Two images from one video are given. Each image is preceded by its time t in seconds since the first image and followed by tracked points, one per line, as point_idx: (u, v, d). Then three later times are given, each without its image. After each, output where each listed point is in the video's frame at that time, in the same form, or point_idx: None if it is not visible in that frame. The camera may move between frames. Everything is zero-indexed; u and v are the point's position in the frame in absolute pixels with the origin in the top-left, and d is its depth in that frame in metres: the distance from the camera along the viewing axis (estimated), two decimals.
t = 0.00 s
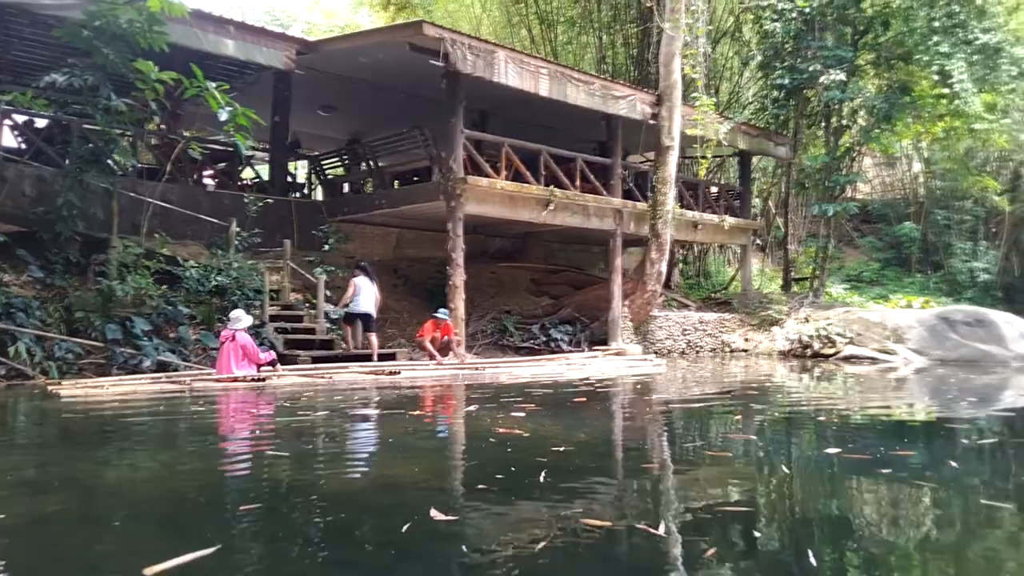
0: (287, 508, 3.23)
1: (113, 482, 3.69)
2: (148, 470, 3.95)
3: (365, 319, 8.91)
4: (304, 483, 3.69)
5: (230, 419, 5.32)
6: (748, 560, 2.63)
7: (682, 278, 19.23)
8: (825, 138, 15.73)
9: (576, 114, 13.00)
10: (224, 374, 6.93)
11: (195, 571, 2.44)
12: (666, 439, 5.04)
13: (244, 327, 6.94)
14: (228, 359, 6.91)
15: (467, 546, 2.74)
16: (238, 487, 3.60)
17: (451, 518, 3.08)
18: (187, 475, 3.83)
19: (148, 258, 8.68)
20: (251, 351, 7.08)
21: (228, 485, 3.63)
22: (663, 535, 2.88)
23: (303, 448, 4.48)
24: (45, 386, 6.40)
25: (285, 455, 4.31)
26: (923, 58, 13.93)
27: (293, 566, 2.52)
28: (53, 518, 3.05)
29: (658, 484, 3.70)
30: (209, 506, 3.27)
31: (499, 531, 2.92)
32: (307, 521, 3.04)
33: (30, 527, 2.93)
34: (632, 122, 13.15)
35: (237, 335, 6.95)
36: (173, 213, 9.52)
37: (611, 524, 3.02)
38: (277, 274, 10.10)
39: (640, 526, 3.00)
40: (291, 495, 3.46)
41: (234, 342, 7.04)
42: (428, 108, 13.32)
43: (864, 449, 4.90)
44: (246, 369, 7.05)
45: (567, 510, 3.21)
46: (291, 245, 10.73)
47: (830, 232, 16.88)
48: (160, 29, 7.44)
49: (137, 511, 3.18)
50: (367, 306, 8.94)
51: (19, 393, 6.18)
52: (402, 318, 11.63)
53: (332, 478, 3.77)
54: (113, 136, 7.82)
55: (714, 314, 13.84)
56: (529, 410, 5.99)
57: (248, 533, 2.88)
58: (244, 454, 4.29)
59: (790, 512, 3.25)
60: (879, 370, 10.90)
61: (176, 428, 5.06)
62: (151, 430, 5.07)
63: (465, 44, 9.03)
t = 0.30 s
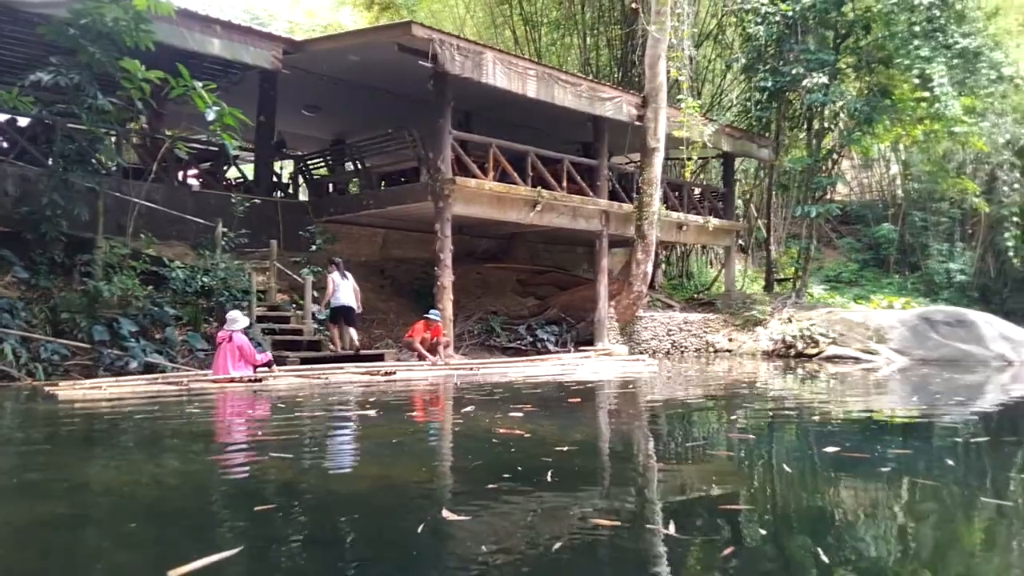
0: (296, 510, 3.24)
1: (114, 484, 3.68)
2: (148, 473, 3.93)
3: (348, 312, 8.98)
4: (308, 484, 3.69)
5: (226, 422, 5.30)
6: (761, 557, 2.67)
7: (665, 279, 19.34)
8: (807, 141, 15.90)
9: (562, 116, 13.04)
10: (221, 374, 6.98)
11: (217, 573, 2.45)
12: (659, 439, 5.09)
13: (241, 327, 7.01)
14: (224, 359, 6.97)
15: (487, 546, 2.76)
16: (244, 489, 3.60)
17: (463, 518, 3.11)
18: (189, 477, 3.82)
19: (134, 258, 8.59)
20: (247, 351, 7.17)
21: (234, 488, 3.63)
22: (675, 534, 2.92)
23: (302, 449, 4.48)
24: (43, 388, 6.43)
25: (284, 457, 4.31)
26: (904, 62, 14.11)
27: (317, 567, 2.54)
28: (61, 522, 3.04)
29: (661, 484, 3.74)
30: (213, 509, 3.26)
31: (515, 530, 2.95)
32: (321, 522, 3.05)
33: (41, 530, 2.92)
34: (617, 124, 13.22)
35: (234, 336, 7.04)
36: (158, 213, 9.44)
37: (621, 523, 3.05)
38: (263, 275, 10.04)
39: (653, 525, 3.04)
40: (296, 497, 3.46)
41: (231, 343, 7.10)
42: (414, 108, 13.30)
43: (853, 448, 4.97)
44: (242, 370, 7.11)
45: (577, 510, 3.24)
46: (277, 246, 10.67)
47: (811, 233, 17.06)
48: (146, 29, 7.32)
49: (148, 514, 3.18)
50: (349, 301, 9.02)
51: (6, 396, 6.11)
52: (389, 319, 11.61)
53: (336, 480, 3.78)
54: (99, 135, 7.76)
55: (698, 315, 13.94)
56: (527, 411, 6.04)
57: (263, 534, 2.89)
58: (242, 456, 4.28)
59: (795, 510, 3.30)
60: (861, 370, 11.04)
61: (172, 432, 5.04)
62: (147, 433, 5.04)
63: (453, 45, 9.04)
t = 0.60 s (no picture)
0: (306, 509, 3.25)
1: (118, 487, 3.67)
2: (152, 476, 3.92)
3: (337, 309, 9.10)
4: (315, 484, 3.70)
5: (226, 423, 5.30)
6: (774, 552, 2.73)
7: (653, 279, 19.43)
8: (794, 142, 16.03)
9: (552, 116, 13.07)
10: (223, 374, 7.06)
11: (242, 571, 2.47)
12: (654, 438, 5.12)
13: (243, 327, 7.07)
14: (225, 358, 7.05)
15: (508, 543, 2.80)
16: (252, 488, 3.61)
17: (477, 515, 3.14)
18: (192, 479, 3.82)
19: (124, 258, 8.55)
20: (249, 351, 7.19)
21: (240, 487, 3.63)
22: (688, 531, 2.97)
23: (303, 449, 4.49)
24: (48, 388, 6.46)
25: (285, 457, 4.31)
26: (890, 64, 14.29)
27: (341, 563, 2.56)
28: (72, 522, 3.04)
29: (665, 483, 3.78)
30: (219, 508, 3.26)
31: (531, 527, 2.99)
32: (336, 521, 3.07)
33: (51, 531, 2.92)
34: (607, 124, 13.28)
35: (236, 336, 7.05)
36: (148, 211, 9.38)
37: (633, 521, 3.10)
38: (254, 274, 10.01)
39: (666, 522, 3.09)
40: (303, 495, 3.47)
41: (233, 343, 7.17)
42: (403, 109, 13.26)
43: (845, 446, 5.03)
44: (244, 369, 7.18)
45: (587, 507, 3.29)
46: (267, 245, 10.64)
47: (798, 234, 17.20)
48: (137, 26, 7.26)
49: (163, 513, 3.18)
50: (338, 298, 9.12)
51: None
52: (380, 318, 11.60)
53: (343, 479, 3.79)
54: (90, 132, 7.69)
55: (687, 315, 14.02)
56: (526, 410, 6.07)
57: (281, 532, 2.91)
58: (243, 457, 4.28)
59: (802, 508, 3.36)
60: (848, 369, 11.16)
61: (172, 433, 5.04)
62: (147, 435, 5.03)
63: (446, 45, 9.05)
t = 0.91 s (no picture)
0: (318, 507, 3.27)
1: (123, 487, 3.67)
2: (156, 475, 3.93)
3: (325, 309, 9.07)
4: (323, 481, 3.73)
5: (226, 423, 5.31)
6: (784, 547, 2.79)
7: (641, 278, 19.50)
8: (783, 143, 16.15)
9: (543, 115, 13.09)
10: (226, 372, 7.15)
11: (267, 568, 2.51)
12: (649, 436, 5.16)
13: (245, 325, 7.11)
14: (228, 356, 7.14)
15: (529, 539, 2.84)
16: (260, 487, 3.63)
17: (491, 512, 3.19)
18: (197, 479, 3.82)
19: (115, 255, 8.51)
20: (252, 350, 7.27)
21: (245, 486, 3.65)
22: (699, 526, 3.03)
23: (304, 447, 4.51)
24: (49, 385, 6.54)
25: (285, 456, 4.32)
26: (877, 66, 14.41)
27: (363, 559, 2.60)
28: (84, 522, 3.05)
29: (668, 480, 3.83)
30: (225, 507, 3.28)
31: (546, 524, 3.03)
32: (352, 518, 3.10)
33: (60, 531, 2.93)
34: (598, 124, 13.33)
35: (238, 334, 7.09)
36: (138, 209, 9.32)
37: (643, 516, 3.15)
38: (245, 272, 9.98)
39: (677, 518, 3.15)
40: (309, 493, 3.49)
41: (235, 340, 7.27)
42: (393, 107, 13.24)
43: (838, 444, 5.08)
44: (247, 367, 7.26)
45: (595, 503, 3.34)
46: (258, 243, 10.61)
47: (786, 233, 17.31)
48: (129, 22, 7.21)
49: (178, 512, 3.21)
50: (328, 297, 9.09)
51: None
52: (370, 317, 11.59)
53: (350, 476, 3.81)
54: (80, 128, 7.62)
55: (676, 313, 14.10)
56: (522, 408, 6.10)
57: (297, 528, 2.95)
58: (243, 457, 4.30)
59: (807, 503, 3.43)
60: (836, 368, 11.26)
61: (171, 434, 5.04)
62: (147, 434, 5.03)
63: (439, 43, 9.06)
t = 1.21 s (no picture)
0: (330, 502, 3.31)
1: (129, 483, 3.68)
2: (161, 471, 3.94)
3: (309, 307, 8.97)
4: (329, 477, 3.76)
5: (226, 420, 5.33)
6: (790, 540, 2.86)
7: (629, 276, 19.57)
8: (770, 142, 16.25)
9: (534, 113, 13.12)
10: (228, 368, 7.30)
11: (297, 561, 2.57)
12: (644, 433, 5.21)
13: (246, 321, 7.29)
14: (230, 352, 7.30)
15: (544, 532, 2.91)
16: (268, 483, 3.66)
17: (503, 506, 3.25)
18: (203, 475, 3.84)
19: (104, 251, 8.45)
20: (253, 346, 7.43)
21: (250, 482, 3.67)
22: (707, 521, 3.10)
23: (305, 444, 4.53)
24: (49, 381, 6.61)
25: (285, 453, 4.33)
26: (864, 67, 14.53)
27: (383, 553, 2.66)
28: (97, 517, 3.08)
29: (668, 476, 3.89)
30: (231, 503, 3.30)
31: (558, 519, 3.09)
32: (366, 513, 3.15)
33: (69, 526, 2.94)
34: (588, 122, 13.37)
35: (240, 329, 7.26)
36: (127, 205, 9.26)
37: (652, 511, 3.23)
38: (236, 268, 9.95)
39: (686, 512, 3.22)
40: (316, 489, 3.53)
41: (237, 338, 7.46)
42: (384, 105, 13.20)
43: (829, 441, 5.14)
44: (249, 364, 7.40)
45: (603, 499, 3.41)
46: (248, 239, 10.57)
47: (773, 232, 17.43)
48: (121, 17, 7.15)
49: (193, 506, 3.25)
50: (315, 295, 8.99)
51: None
52: (361, 314, 11.59)
53: (355, 472, 3.85)
54: (69, 124, 7.55)
55: (664, 312, 14.18)
56: (515, 405, 6.12)
57: (314, 523, 3.01)
58: (244, 453, 4.33)
59: (810, 498, 3.51)
60: (823, 366, 11.37)
61: (171, 430, 5.04)
62: (146, 431, 5.04)
63: (431, 41, 9.07)
